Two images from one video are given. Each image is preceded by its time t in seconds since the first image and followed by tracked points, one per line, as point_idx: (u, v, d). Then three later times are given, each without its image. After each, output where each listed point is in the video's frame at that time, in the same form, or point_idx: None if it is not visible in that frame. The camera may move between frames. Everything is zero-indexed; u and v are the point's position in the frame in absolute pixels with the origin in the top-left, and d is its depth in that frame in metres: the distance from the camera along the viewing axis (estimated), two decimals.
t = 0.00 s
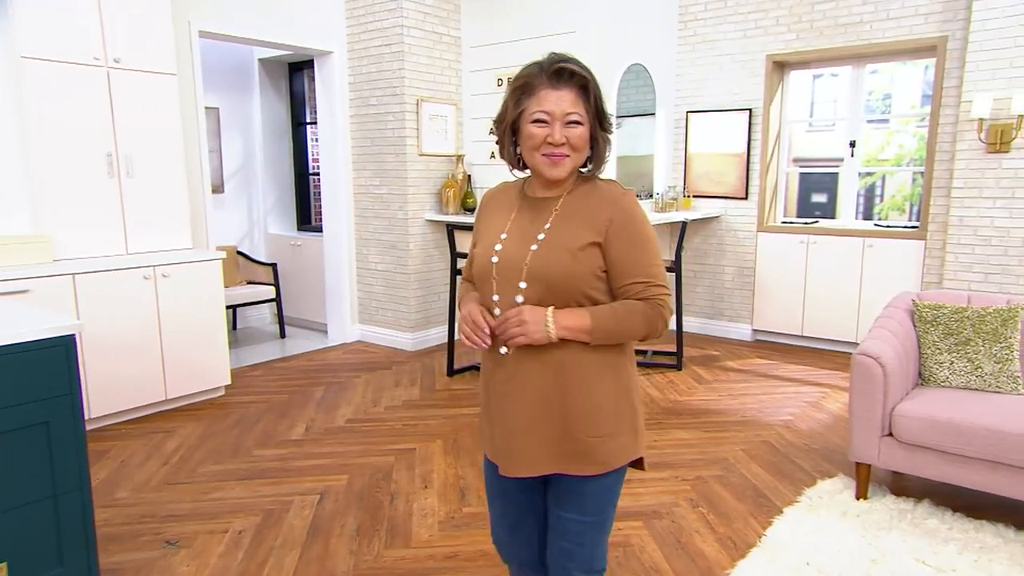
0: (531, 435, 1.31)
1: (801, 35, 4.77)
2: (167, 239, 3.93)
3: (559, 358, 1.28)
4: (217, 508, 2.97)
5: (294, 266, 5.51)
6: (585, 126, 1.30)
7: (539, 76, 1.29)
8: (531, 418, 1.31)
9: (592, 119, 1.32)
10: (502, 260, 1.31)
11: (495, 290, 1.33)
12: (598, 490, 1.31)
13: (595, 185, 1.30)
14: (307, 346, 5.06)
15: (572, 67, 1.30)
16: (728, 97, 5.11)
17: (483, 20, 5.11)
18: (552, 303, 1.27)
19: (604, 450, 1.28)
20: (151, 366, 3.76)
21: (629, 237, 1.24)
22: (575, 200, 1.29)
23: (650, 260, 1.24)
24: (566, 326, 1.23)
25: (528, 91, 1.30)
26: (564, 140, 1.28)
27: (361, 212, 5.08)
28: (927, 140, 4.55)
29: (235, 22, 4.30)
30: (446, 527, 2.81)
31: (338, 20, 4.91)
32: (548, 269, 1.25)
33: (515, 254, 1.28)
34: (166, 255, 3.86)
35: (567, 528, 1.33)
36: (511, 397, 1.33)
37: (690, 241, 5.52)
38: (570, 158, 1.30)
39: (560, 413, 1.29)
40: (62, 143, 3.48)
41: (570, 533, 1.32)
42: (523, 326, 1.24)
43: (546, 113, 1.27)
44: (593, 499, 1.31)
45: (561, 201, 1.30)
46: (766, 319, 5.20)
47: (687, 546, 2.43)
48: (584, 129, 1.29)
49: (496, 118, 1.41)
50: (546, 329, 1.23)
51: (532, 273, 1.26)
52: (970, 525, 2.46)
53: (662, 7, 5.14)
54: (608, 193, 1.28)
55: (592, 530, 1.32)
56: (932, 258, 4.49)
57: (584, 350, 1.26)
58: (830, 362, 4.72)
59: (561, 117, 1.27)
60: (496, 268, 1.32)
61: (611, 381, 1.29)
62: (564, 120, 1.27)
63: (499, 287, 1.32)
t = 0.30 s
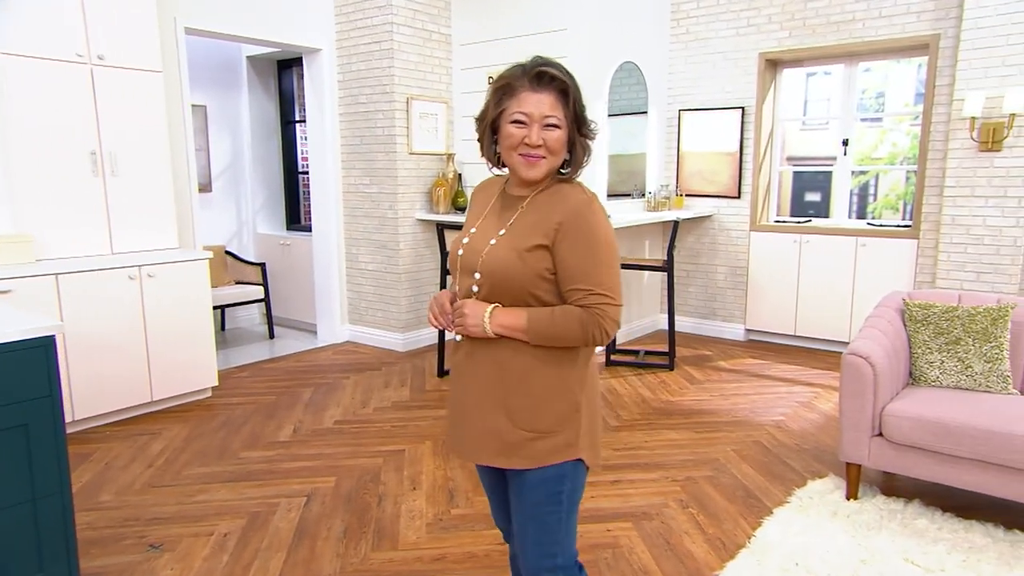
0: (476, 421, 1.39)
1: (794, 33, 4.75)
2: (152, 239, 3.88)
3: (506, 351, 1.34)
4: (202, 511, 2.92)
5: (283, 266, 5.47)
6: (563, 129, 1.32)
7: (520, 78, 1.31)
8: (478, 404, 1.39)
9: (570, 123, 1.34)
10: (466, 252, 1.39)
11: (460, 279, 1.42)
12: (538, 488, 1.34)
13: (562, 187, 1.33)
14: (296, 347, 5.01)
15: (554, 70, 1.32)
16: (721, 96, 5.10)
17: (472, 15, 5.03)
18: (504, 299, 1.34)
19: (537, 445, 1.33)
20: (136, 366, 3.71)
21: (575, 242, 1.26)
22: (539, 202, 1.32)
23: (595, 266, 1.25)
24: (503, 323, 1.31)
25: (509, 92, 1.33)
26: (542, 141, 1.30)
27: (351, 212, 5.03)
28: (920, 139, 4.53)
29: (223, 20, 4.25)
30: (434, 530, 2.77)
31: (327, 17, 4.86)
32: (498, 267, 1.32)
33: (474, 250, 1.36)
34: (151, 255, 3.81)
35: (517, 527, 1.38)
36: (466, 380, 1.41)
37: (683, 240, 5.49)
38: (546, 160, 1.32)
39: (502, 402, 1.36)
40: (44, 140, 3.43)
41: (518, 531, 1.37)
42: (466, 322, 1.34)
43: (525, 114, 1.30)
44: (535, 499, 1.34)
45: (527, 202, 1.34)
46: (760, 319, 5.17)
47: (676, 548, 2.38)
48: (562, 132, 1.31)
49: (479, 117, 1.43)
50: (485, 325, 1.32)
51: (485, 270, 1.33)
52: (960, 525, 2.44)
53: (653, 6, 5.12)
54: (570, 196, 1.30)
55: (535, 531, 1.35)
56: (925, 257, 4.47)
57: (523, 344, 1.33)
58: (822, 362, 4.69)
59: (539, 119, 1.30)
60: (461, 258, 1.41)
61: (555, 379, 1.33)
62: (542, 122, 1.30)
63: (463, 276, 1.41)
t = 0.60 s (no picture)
0: (451, 414, 1.40)
1: (788, 31, 4.73)
2: (140, 238, 3.84)
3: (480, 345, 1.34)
4: (189, 513, 2.88)
5: (274, 266, 5.43)
6: (548, 134, 1.30)
7: (506, 83, 1.30)
8: (451, 394, 1.39)
9: (557, 128, 1.32)
10: (452, 249, 1.40)
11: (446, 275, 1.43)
12: (490, 480, 1.34)
13: (543, 187, 1.31)
14: (286, 348, 4.98)
15: (540, 75, 1.30)
16: (715, 94, 5.08)
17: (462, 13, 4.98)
18: (479, 295, 1.33)
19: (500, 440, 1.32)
20: (123, 366, 3.67)
21: (546, 240, 1.23)
22: (519, 202, 1.30)
23: (565, 264, 1.22)
24: (475, 319, 1.30)
25: (495, 97, 1.31)
26: (526, 146, 1.29)
27: (342, 210, 5.00)
28: (914, 138, 4.51)
29: (213, 17, 4.22)
30: (423, 531, 2.74)
31: (317, 15, 4.82)
32: (473, 263, 1.31)
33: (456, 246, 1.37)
34: (139, 254, 3.77)
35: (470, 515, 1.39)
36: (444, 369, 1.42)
37: (677, 239, 5.46)
38: (530, 164, 1.31)
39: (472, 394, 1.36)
40: (29, 137, 3.39)
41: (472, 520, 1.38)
42: (441, 317, 1.34)
43: (509, 119, 1.28)
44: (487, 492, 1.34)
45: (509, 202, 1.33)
46: (754, 318, 5.14)
47: (666, 548, 2.35)
48: (547, 137, 1.30)
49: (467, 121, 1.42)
50: (457, 321, 1.32)
51: (464, 267, 1.33)
52: (951, 525, 2.41)
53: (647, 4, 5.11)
54: (549, 195, 1.27)
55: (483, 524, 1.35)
56: (919, 256, 4.45)
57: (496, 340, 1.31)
58: (817, 361, 4.67)
59: (524, 124, 1.28)
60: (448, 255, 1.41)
61: (526, 375, 1.31)
62: (527, 127, 1.28)
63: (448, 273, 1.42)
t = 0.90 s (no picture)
0: (451, 413, 1.37)
1: (789, 29, 4.71)
2: (138, 237, 3.83)
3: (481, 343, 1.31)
4: (184, 513, 2.87)
5: (272, 265, 5.42)
6: (545, 132, 1.29)
7: (505, 80, 1.28)
8: (451, 392, 1.37)
9: (554, 126, 1.31)
10: (446, 246, 1.37)
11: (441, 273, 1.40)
12: (499, 475, 1.30)
13: (542, 185, 1.29)
14: (284, 347, 4.96)
15: (540, 72, 1.29)
16: (715, 93, 5.06)
17: (461, 11, 4.97)
18: (478, 292, 1.31)
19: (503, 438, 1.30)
20: (119, 366, 3.65)
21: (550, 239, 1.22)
22: (517, 200, 1.29)
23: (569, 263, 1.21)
24: (476, 318, 1.28)
25: (493, 93, 1.30)
26: (523, 143, 1.27)
27: (340, 210, 4.98)
28: (915, 137, 4.48)
29: (211, 15, 4.20)
30: (418, 531, 2.71)
31: (316, 13, 4.81)
32: (472, 261, 1.29)
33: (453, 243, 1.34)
34: (136, 253, 3.75)
35: (477, 514, 1.34)
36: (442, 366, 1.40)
37: (677, 239, 5.43)
38: (528, 161, 1.29)
39: (472, 391, 1.34)
40: (25, 135, 3.37)
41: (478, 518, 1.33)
42: (441, 318, 1.31)
43: (507, 116, 1.27)
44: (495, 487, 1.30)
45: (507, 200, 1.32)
46: (754, 318, 5.12)
47: (662, 548, 2.32)
48: (544, 135, 1.29)
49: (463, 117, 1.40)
50: (458, 319, 1.30)
51: (462, 265, 1.31)
52: (948, 525, 2.39)
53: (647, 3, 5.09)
54: (550, 194, 1.26)
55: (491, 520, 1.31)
56: (920, 256, 4.42)
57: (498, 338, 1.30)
58: (817, 361, 4.64)
59: (522, 121, 1.27)
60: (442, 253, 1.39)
61: (530, 371, 1.30)
62: (524, 124, 1.27)
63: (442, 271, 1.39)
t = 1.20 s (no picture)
0: (487, 424, 1.31)
1: (791, 28, 4.70)
2: (139, 238, 3.84)
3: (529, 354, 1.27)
4: (184, 512, 2.87)
5: (273, 265, 5.42)
6: (542, 132, 1.30)
7: (507, 78, 1.30)
8: (479, 407, 1.31)
9: (550, 130, 1.32)
10: (457, 254, 1.29)
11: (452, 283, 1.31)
12: (551, 467, 1.30)
13: (544, 185, 1.31)
14: (286, 347, 4.97)
15: (541, 74, 1.30)
16: (717, 93, 5.05)
17: (462, 11, 4.96)
18: (512, 299, 1.26)
19: (555, 434, 1.30)
20: (121, 365, 3.66)
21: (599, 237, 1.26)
22: (531, 200, 1.29)
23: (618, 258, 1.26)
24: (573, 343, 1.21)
25: (493, 89, 1.31)
26: (519, 140, 1.28)
27: (342, 210, 4.98)
28: (918, 136, 4.45)
29: (212, 16, 4.21)
30: (418, 530, 2.71)
31: (317, 14, 4.81)
32: (509, 268, 1.24)
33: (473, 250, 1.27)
34: (137, 253, 3.76)
35: (525, 511, 1.32)
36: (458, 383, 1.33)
37: (679, 239, 5.42)
38: (522, 160, 1.29)
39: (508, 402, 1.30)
40: (27, 135, 3.37)
41: (530, 517, 1.31)
42: (537, 360, 1.19)
43: (505, 113, 1.28)
44: (553, 481, 1.30)
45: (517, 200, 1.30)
46: (757, 319, 5.10)
47: (661, 549, 2.31)
48: (540, 135, 1.29)
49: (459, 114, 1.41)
50: (558, 351, 1.20)
51: (494, 271, 1.25)
52: (948, 526, 2.37)
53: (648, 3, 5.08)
54: (566, 195, 1.28)
55: (554, 513, 1.31)
56: (923, 256, 4.40)
57: (582, 353, 1.26)
58: (820, 362, 4.62)
59: (520, 119, 1.27)
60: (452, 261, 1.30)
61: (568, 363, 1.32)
62: (522, 122, 1.27)
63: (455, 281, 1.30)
